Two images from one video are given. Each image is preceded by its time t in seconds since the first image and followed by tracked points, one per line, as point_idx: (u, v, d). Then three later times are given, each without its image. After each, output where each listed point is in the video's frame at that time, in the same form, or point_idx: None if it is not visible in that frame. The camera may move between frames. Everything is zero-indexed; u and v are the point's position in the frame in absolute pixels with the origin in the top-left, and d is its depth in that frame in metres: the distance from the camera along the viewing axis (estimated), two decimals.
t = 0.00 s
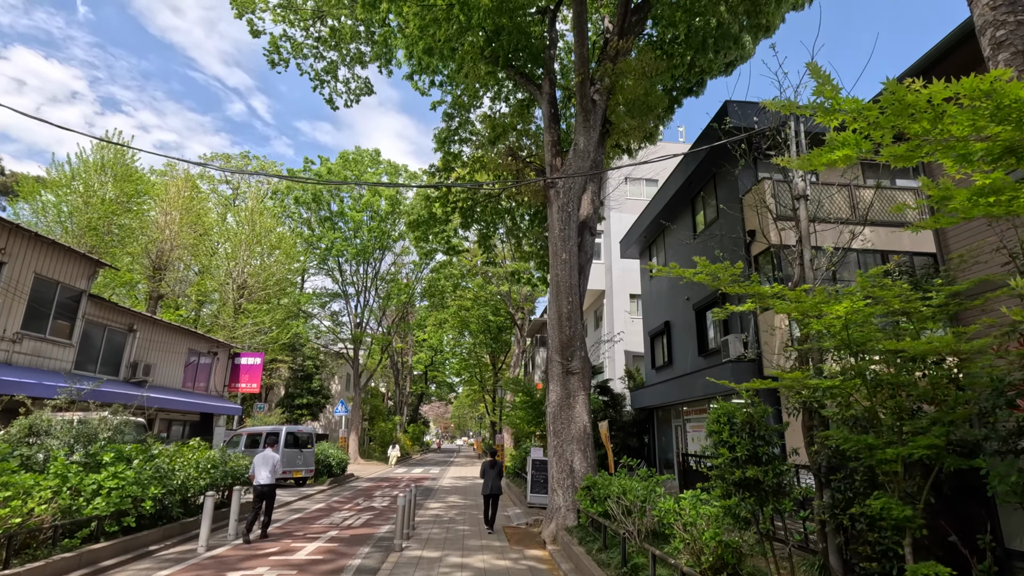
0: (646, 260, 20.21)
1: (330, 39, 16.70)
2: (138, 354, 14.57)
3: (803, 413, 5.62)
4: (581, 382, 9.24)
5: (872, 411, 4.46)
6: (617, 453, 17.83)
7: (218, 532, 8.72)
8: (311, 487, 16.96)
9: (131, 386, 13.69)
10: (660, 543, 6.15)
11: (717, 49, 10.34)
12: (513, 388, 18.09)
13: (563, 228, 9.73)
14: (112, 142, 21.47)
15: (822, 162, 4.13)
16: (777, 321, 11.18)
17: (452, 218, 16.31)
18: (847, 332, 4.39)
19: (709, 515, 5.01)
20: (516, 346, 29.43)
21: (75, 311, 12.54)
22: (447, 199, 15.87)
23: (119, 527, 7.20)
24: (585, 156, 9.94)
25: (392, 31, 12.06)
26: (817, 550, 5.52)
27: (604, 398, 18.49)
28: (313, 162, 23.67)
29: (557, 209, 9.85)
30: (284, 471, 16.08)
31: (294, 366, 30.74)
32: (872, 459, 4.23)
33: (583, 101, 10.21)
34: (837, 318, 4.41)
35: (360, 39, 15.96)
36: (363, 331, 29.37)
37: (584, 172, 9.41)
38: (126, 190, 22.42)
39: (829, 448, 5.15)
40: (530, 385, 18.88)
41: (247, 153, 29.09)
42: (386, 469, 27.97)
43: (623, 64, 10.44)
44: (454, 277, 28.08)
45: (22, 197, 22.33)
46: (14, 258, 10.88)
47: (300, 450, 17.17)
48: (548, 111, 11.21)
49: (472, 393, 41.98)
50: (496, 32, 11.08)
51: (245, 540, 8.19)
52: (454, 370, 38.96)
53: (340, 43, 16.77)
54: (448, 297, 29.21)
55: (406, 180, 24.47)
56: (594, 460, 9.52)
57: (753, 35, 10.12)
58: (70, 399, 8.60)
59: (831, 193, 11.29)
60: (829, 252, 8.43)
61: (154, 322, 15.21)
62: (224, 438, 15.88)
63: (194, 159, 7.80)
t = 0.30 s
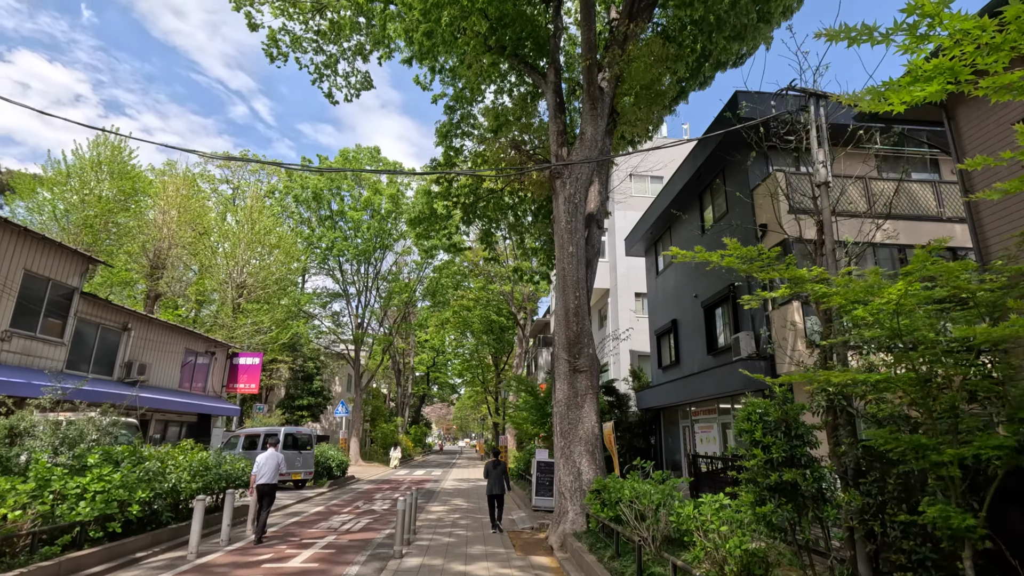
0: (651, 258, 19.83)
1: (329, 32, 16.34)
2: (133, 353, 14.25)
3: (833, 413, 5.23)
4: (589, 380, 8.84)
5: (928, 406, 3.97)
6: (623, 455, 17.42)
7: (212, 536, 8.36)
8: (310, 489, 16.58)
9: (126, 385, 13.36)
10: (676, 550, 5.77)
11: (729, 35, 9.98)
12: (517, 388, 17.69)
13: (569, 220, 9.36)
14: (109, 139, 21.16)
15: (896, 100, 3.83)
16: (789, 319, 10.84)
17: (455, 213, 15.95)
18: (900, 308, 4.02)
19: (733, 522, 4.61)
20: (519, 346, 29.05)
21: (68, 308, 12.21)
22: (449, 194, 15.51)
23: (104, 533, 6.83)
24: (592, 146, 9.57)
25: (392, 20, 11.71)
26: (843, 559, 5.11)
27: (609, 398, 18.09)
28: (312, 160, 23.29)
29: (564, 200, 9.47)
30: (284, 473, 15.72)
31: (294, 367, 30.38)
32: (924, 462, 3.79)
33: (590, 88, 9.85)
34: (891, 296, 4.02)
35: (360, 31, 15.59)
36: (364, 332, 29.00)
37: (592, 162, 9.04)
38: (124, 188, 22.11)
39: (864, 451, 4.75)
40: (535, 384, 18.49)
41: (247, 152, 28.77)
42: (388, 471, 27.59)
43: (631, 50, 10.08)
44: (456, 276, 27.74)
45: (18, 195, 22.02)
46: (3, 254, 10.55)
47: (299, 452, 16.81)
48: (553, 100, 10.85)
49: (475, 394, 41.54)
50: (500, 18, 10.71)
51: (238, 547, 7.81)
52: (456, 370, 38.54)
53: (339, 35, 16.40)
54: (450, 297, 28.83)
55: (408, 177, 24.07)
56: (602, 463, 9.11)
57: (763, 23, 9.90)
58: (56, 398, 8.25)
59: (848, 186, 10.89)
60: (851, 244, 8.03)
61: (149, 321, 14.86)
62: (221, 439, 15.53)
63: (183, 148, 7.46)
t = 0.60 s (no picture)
0: (662, 251, 19.38)
1: (331, 22, 15.99)
2: (135, 350, 14.02)
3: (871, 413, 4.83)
4: (601, 376, 8.46)
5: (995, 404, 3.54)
6: (635, 453, 17.05)
7: (211, 538, 8.09)
8: (316, 487, 16.32)
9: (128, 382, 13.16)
10: (700, 558, 5.37)
11: (748, 16, 9.54)
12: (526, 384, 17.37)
13: (580, 209, 8.95)
14: (113, 134, 20.98)
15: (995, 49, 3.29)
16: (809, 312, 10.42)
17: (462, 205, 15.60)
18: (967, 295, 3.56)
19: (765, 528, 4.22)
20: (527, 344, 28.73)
21: (68, 304, 11.99)
22: (455, 187, 15.15)
23: (96, 536, 6.54)
24: (604, 132, 9.17)
25: (395, 4, 11.33)
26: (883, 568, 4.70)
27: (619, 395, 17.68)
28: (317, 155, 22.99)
29: (575, 188, 9.05)
30: (289, 471, 15.48)
31: (301, 364, 30.22)
32: (993, 466, 3.39)
33: (602, 71, 9.42)
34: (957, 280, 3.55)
35: (364, 21, 15.25)
36: (370, 328, 28.75)
37: (604, 147, 8.61)
38: (128, 184, 21.92)
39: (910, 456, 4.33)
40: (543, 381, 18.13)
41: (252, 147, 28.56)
42: (395, 468, 27.38)
43: (644, 33, 9.66)
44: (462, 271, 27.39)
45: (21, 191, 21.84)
46: None
47: (306, 449, 16.58)
48: (563, 85, 10.45)
49: (483, 391, 41.22)
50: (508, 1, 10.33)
51: (237, 549, 7.52)
52: (463, 367, 38.26)
53: (343, 27, 16.07)
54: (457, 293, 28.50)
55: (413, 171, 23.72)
56: (615, 462, 8.75)
57: (786, 1, 9.42)
58: (51, 395, 7.99)
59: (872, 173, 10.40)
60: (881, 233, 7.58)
61: (151, 317, 14.62)
62: (226, 437, 15.31)
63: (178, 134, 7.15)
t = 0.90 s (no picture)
0: (672, 241, 18.95)
1: (332, 6, 15.58)
2: (134, 341, 13.79)
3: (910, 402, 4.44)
4: (612, 366, 8.10)
5: None
6: (644, 446, 16.70)
7: (206, 532, 7.84)
8: (320, 481, 16.08)
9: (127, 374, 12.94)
10: (721, 558, 4.99)
11: None
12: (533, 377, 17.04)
13: (589, 191, 8.56)
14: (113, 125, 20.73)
15: None
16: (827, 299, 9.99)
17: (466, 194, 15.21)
18: None
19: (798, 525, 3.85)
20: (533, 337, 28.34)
21: (64, 294, 11.75)
22: (459, 174, 14.76)
23: (83, 532, 6.24)
24: (614, 111, 8.76)
25: None
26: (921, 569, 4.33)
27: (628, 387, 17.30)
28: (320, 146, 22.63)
29: (584, 169, 8.66)
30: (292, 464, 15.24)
31: (305, 357, 30.01)
32: None
33: (612, 48, 9.00)
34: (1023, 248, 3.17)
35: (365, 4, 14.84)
36: (375, 321, 28.47)
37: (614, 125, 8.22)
38: (129, 175, 21.70)
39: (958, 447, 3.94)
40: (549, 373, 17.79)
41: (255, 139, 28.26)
42: (400, 462, 27.15)
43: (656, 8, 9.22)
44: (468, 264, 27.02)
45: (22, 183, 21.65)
46: None
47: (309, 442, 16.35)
48: (570, 63, 10.04)
49: (489, 386, 40.89)
50: None
51: (232, 546, 7.22)
52: (469, 362, 37.93)
53: (344, 10, 15.66)
54: (462, 286, 28.14)
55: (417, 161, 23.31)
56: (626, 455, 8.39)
57: None
58: (40, 386, 7.71)
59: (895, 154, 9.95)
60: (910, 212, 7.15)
61: (150, 307, 14.38)
62: (227, 431, 15.08)
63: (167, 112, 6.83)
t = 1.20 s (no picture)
0: (683, 228, 18.46)
1: None
2: (134, 331, 13.55)
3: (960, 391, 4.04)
4: (625, 354, 7.71)
5: None
6: (654, 437, 16.35)
7: (204, 527, 7.58)
8: (325, 473, 15.85)
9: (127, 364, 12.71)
10: (750, 560, 4.59)
11: None
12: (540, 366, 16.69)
13: (601, 170, 8.14)
14: (113, 112, 20.39)
15: None
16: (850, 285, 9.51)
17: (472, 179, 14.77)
18: None
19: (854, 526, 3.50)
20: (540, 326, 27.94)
21: (61, 282, 11.48)
22: (465, 158, 14.31)
23: (72, 528, 5.94)
24: (627, 85, 8.28)
25: None
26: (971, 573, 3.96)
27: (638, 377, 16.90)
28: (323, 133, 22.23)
29: (595, 147, 8.22)
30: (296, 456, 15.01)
31: (311, 348, 29.81)
32: None
33: (625, 18, 8.52)
34: None
35: None
36: (381, 312, 28.18)
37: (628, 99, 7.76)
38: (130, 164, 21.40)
39: None
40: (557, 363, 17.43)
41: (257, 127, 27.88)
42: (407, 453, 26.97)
43: None
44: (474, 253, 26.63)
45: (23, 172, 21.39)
46: None
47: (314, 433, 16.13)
48: (580, 37, 9.55)
49: (496, 377, 40.59)
50: None
51: (229, 542, 6.91)
52: (476, 352, 37.64)
53: None
54: (469, 276, 27.76)
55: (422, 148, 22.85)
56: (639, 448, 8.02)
57: None
58: (30, 376, 7.42)
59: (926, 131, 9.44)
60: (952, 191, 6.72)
61: (150, 297, 14.12)
62: (230, 422, 14.87)
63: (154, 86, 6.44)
